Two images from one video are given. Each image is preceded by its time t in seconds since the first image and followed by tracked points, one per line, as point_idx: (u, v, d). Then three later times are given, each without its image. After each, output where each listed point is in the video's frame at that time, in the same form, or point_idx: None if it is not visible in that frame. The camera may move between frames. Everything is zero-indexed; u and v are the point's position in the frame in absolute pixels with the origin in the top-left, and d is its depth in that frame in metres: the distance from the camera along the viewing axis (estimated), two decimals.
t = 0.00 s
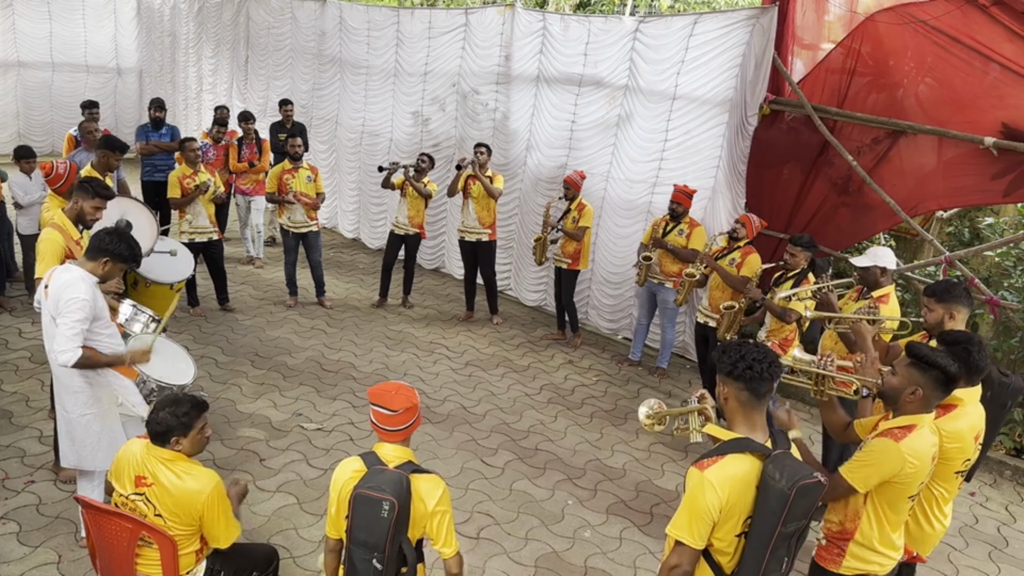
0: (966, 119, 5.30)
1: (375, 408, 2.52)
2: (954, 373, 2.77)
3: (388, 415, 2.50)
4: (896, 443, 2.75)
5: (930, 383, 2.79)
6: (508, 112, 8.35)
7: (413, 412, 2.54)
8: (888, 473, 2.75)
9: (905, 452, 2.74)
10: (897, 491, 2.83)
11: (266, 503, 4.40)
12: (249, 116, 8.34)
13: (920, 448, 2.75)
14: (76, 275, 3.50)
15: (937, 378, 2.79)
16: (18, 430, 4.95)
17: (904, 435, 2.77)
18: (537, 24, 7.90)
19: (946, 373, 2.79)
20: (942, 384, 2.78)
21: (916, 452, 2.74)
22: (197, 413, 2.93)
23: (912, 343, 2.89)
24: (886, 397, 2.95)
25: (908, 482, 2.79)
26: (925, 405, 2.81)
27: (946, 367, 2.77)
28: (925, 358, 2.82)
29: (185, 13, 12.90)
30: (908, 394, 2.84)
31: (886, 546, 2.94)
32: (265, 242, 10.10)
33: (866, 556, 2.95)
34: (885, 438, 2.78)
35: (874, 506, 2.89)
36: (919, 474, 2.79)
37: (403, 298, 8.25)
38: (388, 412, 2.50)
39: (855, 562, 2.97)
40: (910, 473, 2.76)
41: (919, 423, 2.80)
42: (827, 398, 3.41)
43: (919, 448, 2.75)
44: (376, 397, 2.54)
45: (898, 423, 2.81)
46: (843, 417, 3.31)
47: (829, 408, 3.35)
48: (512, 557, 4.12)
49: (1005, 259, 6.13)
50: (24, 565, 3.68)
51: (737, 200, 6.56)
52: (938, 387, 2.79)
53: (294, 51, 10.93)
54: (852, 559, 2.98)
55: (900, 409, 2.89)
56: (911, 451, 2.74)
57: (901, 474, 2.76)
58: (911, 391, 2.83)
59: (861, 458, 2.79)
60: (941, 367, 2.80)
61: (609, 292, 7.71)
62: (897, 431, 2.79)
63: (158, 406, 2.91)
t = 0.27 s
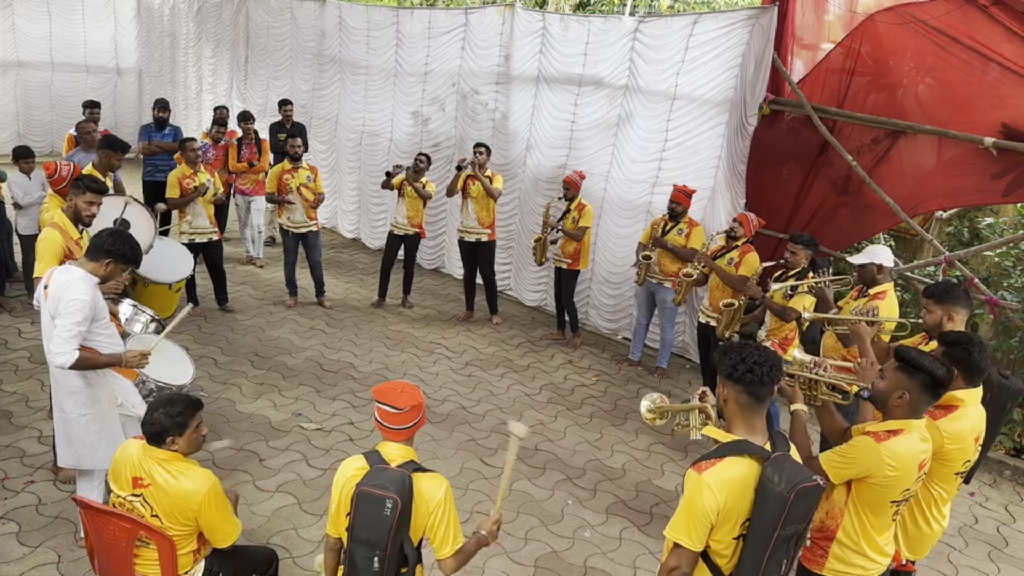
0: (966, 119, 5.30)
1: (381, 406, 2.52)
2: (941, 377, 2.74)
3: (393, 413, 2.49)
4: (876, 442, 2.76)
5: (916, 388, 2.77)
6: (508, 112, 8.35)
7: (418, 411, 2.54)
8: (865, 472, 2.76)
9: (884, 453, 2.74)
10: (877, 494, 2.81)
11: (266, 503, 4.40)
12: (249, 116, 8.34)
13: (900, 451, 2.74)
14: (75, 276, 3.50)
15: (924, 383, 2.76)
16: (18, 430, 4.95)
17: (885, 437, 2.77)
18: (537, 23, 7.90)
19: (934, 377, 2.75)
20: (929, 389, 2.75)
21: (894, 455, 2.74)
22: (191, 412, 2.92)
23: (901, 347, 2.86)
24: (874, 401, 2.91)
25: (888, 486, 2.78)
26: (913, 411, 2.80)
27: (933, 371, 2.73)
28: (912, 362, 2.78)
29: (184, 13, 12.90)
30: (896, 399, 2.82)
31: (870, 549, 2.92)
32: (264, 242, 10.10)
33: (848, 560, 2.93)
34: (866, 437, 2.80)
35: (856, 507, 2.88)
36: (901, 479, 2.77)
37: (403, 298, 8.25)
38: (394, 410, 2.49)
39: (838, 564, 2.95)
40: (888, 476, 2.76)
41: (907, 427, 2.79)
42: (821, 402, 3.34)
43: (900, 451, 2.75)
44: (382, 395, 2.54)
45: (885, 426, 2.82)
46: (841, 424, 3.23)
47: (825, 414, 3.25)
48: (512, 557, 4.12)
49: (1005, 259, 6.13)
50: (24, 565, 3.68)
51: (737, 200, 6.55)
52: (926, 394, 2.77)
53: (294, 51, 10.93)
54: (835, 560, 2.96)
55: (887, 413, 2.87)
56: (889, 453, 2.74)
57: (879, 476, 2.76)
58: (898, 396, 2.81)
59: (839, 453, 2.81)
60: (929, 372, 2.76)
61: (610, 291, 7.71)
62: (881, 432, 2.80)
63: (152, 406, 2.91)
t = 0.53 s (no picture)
0: (965, 119, 5.30)
1: (380, 404, 2.52)
2: (930, 381, 2.73)
3: (393, 412, 2.49)
4: (860, 444, 2.75)
5: (904, 390, 2.76)
6: (508, 112, 8.35)
7: (419, 409, 2.54)
8: (849, 473, 2.75)
9: (869, 455, 2.73)
10: (864, 497, 2.78)
11: (265, 503, 4.40)
12: (248, 116, 8.33)
13: (886, 454, 2.73)
14: (74, 277, 3.51)
15: (913, 386, 2.75)
16: (18, 431, 4.95)
17: (873, 439, 2.76)
18: (537, 24, 7.90)
19: (923, 381, 2.74)
20: (918, 393, 2.75)
21: (879, 457, 2.72)
22: (187, 410, 2.93)
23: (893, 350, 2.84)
24: (866, 403, 2.92)
25: (874, 489, 2.76)
26: (902, 414, 2.79)
27: (922, 375, 2.72)
28: (901, 365, 2.78)
29: (184, 13, 12.90)
30: (885, 402, 2.82)
31: (861, 552, 2.87)
32: (264, 242, 10.10)
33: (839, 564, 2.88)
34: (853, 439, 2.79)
35: (844, 510, 2.85)
36: (887, 483, 2.75)
37: (402, 298, 8.26)
38: (393, 409, 2.49)
39: (828, 566, 2.90)
40: (874, 479, 2.74)
41: (895, 430, 2.77)
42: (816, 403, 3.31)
43: (886, 453, 2.73)
44: (382, 394, 2.54)
45: (874, 429, 2.80)
46: (841, 426, 3.21)
47: (824, 416, 3.21)
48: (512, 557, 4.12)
49: (1005, 259, 6.14)
50: (23, 565, 3.67)
51: (737, 200, 6.55)
52: (914, 396, 2.76)
53: (294, 51, 10.93)
54: (824, 562, 2.91)
55: (878, 416, 2.86)
56: (874, 455, 2.72)
57: (865, 478, 2.74)
58: (887, 398, 2.81)
59: (825, 453, 2.81)
60: (918, 376, 2.75)
61: (610, 291, 7.71)
62: (868, 434, 2.79)
63: (148, 406, 2.92)
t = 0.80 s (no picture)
0: (965, 119, 5.30)
1: (379, 404, 2.52)
2: (924, 385, 2.73)
3: (391, 411, 2.49)
4: (852, 446, 2.75)
5: (897, 394, 2.76)
6: (508, 112, 8.35)
7: (417, 409, 2.54)
8: (841, 475, 2.76)
9: (862, 458, 2.72)
10: (857, 500, 2.77)
11: (265, 503, 4.40)
12: (248, 116, 8.33)
13: (878, 457, 2.72)
14: (72, 276, 3.50)
15: (907, 390, 2.75)
16: (17, 431, 4.95)
17: (865, 442, 2.76)
18: (537, 24, 7.90)
19: (917, 385, 2.74)
20: (912, 397, 2.74)
21: (871, 461, 2.72)
22: (187, 410, 2.93)
23: (890, 353, 2.85)
24: (861, 405, 2.92)
25: (866, 492, 2.75)
26: (896, 418, 2.79)
27: (916, 379, 2.72)
28: (896, 368, 2.77)
29: (184, 13, 12.90)
30: (879, 405, 2.82)
31: (855, 554, 2.86)
32: (264, 242, 10.10)
33: (831, 567, 2.88)
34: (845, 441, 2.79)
35: (837, 514, 2.84)
36: (880, 486, 2.74)
37: (401, 298, 8.26)
38: (391, 408, 2.49)
39: (821, 567, 2.90)
40: (866, 483, 2.73)
41: (888, 433, 2.76)
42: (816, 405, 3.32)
43: (878, 456, 2.72)
44: (380, 394, 2.54)
45: (867, 432, 2.80)
46: (841, 428, 3.21)
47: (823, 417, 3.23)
48: (511, 557, 4.12)
49: (1004, 259, 6.14)
50: (23, 565, 3.67)
51: (737, 200, 6.54)
52: (908, 400, 2.76)
53: (294, 51, 10.93)
54: (817, 564, 2.91)
55: (872, 418, 2.86)
56: (866, 458, 2.72)
57: (855, 481, 2.74)
58: (881, 401, 2.81)
59: (818, 455, 2.82)
60: (912, 379, 2.75)
61: (610, 291, 7.70)
62: (861, 437, 2.79)
63: (148, 405, 2.92)
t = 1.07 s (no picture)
0: (964, 120, 5.31)
1: (375, 406, 2.51)
2: (919, 386, 2.74)
3: (388, 413, 2.49)
4: (847, 447, 2.75)
5: (892, 394, 2.76)
6: (507, 113, 8.36)
7: (414, 410, 2.54)
8: (836, 476, 2.76)
9: (857, 458, 2.73)
10: (853, 501, 2.78)
11: (264, 503, 4.40)
12: (248, 117, 8.33)
13: (874, 458, 2.72)
14: (70, 276, 3.50)
15: (902, 391, 2.75)
16: (16, 431, 4.94)
17: (860, 443, 2.76)
18: (536, 24, 7.91)
19: (912, 386, 2.74)
20: (908, 398, 2.74)
21: (866, 462, 2.72)
22: (190, 409, 2.94)
23: (885, 355, 2.85)
24: (859, 406, 2.91)
25: (862, 493, 2.75)
26: (893, 418, 2.79)
27: (911, 379, 2.73)
28: (892, 369, 2.78)
29: (184, 14, 12.90)
30: (875, 406, 2.82)
31: (852, 555, 2.87)
32: (263, 242, 10.11)
33: (827, 566, 2.89)
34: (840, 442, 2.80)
35: (834, 515, 2.85)
36: (876, 488, 2.74)
37: (401, 298, 8.26)
38: (389, 410, 2.49)
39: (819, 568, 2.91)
40: (861, 483, 2.73)
41: (883, 434, 2.77)
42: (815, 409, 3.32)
43: (874, 458, 2.72)
44: (376, 395, 2.54)
45: (863, 433, 2.80)
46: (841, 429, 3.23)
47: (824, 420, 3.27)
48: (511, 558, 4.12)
49: (1004, 260, 6.14)
50: (22, 566, 3.67)
51: (736, 201, 6.54)
52: (904, 401, 2.75)
53: (293, 51, 10.93)
54: (815, 565, 2.92)
55: (868, 420, 2.86)
56: (861, 459, 2.72)
57: (851, 482, 2.74)
58: (877, 402, 2.81)
59: (814, 454, 2.82)
60: (908, 380, 2.76)
61: (609, 292, 7.71)
62: (856, 438, 2.79)
63: (151, 404, 2.93)
